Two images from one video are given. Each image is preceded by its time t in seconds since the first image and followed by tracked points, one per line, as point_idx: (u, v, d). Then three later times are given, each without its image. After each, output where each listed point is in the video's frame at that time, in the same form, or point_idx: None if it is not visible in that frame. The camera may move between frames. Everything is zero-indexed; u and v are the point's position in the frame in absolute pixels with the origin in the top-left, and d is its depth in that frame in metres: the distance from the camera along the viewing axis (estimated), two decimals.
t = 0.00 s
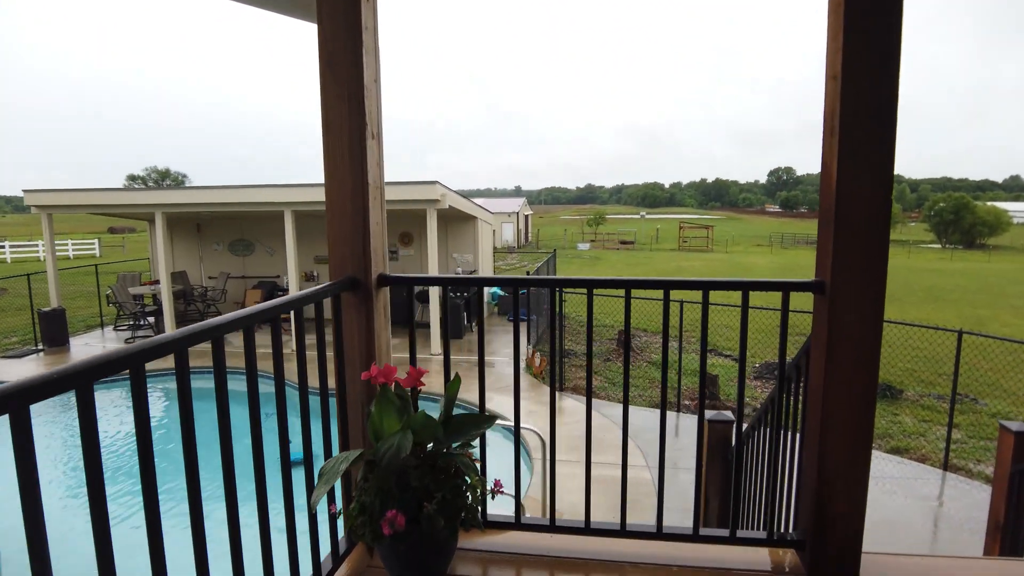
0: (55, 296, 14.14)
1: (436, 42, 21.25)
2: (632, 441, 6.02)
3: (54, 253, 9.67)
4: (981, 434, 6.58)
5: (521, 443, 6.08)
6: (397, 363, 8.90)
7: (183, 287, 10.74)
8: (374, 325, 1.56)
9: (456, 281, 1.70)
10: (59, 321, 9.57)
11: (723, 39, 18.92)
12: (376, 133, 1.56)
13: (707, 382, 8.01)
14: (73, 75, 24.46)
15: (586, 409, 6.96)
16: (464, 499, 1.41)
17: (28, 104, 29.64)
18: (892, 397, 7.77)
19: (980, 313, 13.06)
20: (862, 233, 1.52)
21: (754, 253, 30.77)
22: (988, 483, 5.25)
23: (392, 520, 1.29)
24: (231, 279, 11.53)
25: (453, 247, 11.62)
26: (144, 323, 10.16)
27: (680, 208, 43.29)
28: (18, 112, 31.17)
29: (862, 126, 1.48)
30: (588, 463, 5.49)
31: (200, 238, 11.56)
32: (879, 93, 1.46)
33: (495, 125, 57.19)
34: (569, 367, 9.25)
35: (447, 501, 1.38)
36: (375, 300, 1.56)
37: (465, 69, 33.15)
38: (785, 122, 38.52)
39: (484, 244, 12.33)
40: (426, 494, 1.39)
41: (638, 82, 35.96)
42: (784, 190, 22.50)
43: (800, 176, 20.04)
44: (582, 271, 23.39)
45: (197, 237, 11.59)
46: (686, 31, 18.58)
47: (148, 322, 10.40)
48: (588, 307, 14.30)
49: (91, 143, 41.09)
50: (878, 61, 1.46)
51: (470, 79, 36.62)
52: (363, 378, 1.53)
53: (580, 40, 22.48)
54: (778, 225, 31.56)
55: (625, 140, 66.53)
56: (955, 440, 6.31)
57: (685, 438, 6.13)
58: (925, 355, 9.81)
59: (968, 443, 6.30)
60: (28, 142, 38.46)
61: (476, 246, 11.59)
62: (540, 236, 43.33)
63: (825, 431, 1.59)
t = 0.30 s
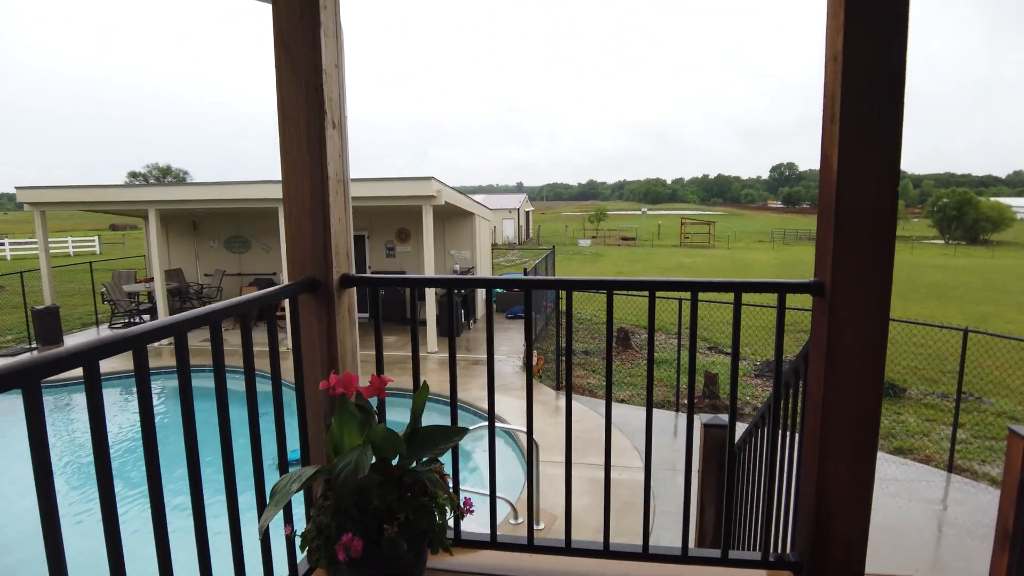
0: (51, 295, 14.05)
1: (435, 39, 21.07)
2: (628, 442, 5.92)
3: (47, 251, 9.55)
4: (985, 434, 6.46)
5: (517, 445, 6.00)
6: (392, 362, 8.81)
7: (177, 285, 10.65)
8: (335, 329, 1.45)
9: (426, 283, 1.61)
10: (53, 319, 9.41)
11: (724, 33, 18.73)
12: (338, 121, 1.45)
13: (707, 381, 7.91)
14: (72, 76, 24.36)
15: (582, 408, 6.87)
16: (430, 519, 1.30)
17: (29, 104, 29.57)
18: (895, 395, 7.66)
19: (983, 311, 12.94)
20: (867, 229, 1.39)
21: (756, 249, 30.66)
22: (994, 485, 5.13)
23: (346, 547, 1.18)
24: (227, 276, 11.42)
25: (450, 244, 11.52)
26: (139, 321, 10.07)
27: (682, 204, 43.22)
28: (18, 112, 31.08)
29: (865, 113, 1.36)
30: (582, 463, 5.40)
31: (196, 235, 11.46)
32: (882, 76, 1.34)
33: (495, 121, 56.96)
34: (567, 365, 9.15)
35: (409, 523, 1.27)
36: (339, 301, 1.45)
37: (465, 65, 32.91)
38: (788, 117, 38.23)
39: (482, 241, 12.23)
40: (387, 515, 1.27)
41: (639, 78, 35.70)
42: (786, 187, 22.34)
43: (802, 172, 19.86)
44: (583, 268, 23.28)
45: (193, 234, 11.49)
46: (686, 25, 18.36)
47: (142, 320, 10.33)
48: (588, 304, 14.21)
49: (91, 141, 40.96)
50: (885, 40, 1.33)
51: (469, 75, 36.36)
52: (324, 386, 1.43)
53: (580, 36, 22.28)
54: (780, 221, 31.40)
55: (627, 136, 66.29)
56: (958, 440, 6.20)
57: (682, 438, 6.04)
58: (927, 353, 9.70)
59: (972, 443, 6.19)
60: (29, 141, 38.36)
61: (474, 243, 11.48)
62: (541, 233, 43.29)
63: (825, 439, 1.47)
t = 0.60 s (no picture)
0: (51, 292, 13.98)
1: (435, 35, 20.93)
2: (629, 442, 5.82)
3: (44, 248, 9.48)
4: (996, 435, 6.30)
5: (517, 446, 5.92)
6: (391, 359, 8.71)
7: (175, 281, 10.56)
8: (299, 328, 1.32)
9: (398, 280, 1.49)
10: (51, 316, 9.37)
11: (729, 27, 18.41)
12: (301, 99, 1.31)
13: (711, 380, 7.78)
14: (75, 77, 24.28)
15: (582, 408, 6.76)
16: (399, 539, 1.17)
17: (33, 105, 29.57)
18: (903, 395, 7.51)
19: (992, 309, 12.74)
20: (889, 216, 1.26)
21: (761, 246, 30.47)
22: (1007, 489, 4.98)
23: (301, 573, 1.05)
24: (227, 272, 11.31)
25: (451, 240, 11.38)
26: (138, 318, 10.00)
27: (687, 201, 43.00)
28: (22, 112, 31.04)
29: (890, 88, 1.22)
30: (581, 464, 5.30)
31: (195, 231, 11.37)
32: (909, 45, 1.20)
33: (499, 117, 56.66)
34: (569, 363, 9.03)
35: (374, 544, 1.14)
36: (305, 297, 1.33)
37: (468, 61, 32.64)
38: (794, 113, 37.84)
39: (483, 237, 12.09)
40: (350, 536, 1.14)
41: (642, 74, 35.33)
42: (792, 183, 22.10)
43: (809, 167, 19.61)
44: (586, 265, 23.10)
45: (192, 230, 11.39)
46: (690, 18, 18.07)
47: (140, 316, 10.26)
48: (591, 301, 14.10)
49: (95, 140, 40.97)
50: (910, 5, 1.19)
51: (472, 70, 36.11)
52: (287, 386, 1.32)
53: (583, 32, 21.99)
54: (786, 218, 31.16)
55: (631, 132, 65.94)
56: (969, 441, 6.04)
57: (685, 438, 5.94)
58: (936, 352, 9.52)
59: (983, 444, 6.03)
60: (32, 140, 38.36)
61: (475, 239, 11.33)
62: (545, 230, 43.19)
63: (844, 440, 1.34)
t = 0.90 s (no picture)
0: (49, 287, 13.90)
1: (438, 29, 20.37)
2: (630, 443, 5.69)
3: (40, 243, 9.38)
4: (1008, 437, 6.13)
5: (516, 447, 5.81)
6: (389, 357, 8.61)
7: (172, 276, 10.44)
8: (253, 333, 1.24)
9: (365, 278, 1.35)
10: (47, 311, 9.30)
11: (734, 21, 18.12)
12: (257, 76, 1.22)
13: (715, 379, 7.64)
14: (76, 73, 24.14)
15: (582, 408, 6.65)
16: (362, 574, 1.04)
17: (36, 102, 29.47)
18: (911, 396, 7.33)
19: (1002, 306, 12.56)
20: (926, 207, 1.10)
21: (766, 242, 30.27)
22: (1021, 494, 4.81)
23: None
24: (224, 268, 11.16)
25: (451, 235, 11.22)
26: (135, 313, 9.90)
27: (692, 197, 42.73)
28: (24, 108, 30.97)
29: (927, 59, 1.06)
30: (581, 467, 5.18)
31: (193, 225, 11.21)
32: (944, 15, 1.05)
33: (501, 113, 56.35)
34: (570, 362, 8.89)
35: None
36: (262, 297, 1.24)
37: (471, 56, 32.39)
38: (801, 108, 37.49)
39: (484, 233, 11.94)
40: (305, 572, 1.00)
41: (646, 69, 35.03)
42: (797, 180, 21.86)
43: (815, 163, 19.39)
44: (588, 261, 22.93)
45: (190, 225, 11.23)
46: (695, 11, 17.77)
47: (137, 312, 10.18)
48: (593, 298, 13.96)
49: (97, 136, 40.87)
50: None
51: (474, 65, 35.84)
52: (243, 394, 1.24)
53: (587, 26, 21.73)
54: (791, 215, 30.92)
55: (636, 128, 65.58)
56: (981, 444, 5.87)
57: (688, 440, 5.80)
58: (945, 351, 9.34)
59: (995, 448, 5.86)
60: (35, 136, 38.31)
61: (476, 235, 11.19)
62: (549, 226, 43.07)
63: (867, 456, 1.20)
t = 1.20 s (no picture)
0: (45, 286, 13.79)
1: (438, 26, 20.27)
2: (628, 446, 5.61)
3: (34, 239, 9.22)
4: (1015, 438, 6.02)
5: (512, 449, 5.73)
6: (386, 355, 8.53)
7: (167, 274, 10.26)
8: (193, 338, 1.22)
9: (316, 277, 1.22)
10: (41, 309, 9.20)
11: (736, 15, 17.86)
12: (206, 53, 1.23)
13: (715, 379, 7.53)
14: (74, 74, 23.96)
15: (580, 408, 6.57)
16: None
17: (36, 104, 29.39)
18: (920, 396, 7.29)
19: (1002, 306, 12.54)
20: (951, 193, 0.98)
21: (768, 239, 30.21)
22: None
23: None
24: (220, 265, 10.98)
25: (449, 232, 11.11)
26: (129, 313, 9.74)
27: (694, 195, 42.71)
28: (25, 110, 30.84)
29: (959, 27, 0.94)
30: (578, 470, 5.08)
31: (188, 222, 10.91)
32: None
33: (502, 110, 56.15)
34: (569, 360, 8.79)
35: None
36: (210, 296, 1.24)
37: (471, 53, 32.15)
38: (803, 105, 37.39)
39: (482, 230, 11.81)
40: None
41: (647, 65, 34.80)
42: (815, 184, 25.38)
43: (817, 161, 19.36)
44: (589, 258, 22.82)
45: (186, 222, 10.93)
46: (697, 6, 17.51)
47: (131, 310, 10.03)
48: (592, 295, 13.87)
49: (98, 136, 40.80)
50: None
51: (475, 62, 35.61)
52: (189, 396, 1.23)
53: (587, 24, 21.54)
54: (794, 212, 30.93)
55: (637, 125, 65.51)
56: (987, 446, 5.74)
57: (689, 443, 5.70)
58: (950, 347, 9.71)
59: (1002, 450, 5.73)
60: (35, 137, 38.20)
61: (475, 232, 11.05)
62: (550, 222, 42.95)
63: (886, 474, 1.08)
